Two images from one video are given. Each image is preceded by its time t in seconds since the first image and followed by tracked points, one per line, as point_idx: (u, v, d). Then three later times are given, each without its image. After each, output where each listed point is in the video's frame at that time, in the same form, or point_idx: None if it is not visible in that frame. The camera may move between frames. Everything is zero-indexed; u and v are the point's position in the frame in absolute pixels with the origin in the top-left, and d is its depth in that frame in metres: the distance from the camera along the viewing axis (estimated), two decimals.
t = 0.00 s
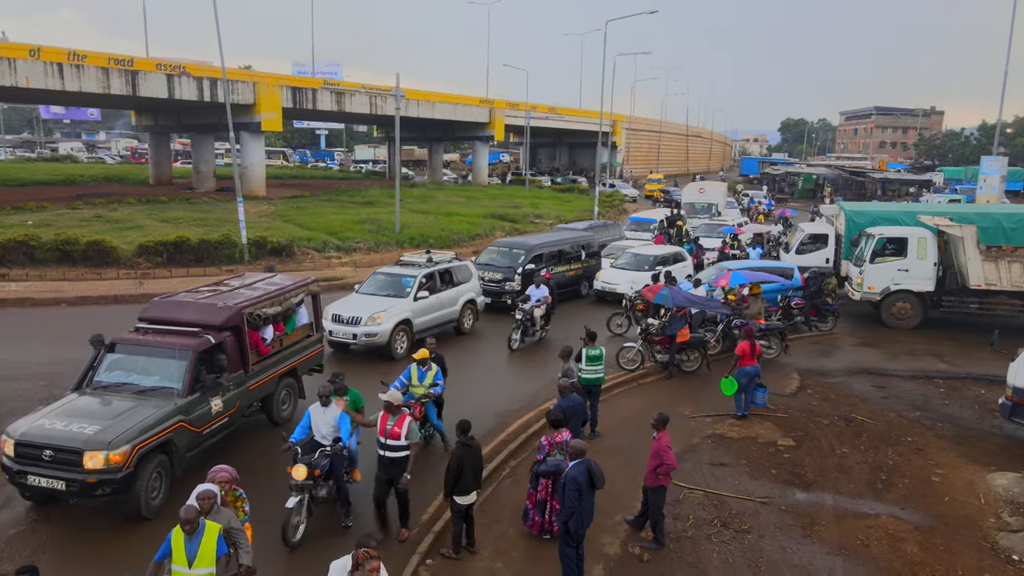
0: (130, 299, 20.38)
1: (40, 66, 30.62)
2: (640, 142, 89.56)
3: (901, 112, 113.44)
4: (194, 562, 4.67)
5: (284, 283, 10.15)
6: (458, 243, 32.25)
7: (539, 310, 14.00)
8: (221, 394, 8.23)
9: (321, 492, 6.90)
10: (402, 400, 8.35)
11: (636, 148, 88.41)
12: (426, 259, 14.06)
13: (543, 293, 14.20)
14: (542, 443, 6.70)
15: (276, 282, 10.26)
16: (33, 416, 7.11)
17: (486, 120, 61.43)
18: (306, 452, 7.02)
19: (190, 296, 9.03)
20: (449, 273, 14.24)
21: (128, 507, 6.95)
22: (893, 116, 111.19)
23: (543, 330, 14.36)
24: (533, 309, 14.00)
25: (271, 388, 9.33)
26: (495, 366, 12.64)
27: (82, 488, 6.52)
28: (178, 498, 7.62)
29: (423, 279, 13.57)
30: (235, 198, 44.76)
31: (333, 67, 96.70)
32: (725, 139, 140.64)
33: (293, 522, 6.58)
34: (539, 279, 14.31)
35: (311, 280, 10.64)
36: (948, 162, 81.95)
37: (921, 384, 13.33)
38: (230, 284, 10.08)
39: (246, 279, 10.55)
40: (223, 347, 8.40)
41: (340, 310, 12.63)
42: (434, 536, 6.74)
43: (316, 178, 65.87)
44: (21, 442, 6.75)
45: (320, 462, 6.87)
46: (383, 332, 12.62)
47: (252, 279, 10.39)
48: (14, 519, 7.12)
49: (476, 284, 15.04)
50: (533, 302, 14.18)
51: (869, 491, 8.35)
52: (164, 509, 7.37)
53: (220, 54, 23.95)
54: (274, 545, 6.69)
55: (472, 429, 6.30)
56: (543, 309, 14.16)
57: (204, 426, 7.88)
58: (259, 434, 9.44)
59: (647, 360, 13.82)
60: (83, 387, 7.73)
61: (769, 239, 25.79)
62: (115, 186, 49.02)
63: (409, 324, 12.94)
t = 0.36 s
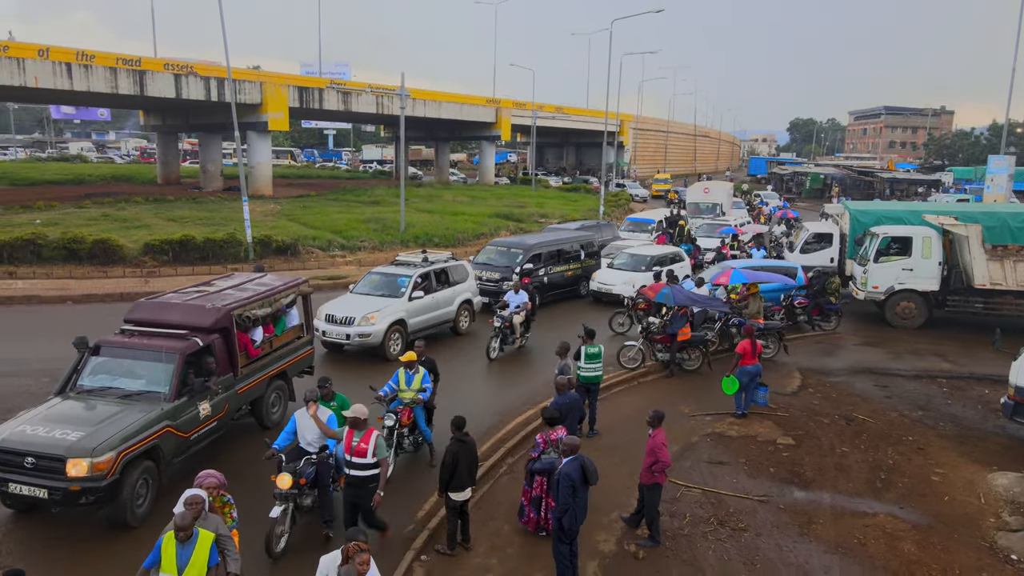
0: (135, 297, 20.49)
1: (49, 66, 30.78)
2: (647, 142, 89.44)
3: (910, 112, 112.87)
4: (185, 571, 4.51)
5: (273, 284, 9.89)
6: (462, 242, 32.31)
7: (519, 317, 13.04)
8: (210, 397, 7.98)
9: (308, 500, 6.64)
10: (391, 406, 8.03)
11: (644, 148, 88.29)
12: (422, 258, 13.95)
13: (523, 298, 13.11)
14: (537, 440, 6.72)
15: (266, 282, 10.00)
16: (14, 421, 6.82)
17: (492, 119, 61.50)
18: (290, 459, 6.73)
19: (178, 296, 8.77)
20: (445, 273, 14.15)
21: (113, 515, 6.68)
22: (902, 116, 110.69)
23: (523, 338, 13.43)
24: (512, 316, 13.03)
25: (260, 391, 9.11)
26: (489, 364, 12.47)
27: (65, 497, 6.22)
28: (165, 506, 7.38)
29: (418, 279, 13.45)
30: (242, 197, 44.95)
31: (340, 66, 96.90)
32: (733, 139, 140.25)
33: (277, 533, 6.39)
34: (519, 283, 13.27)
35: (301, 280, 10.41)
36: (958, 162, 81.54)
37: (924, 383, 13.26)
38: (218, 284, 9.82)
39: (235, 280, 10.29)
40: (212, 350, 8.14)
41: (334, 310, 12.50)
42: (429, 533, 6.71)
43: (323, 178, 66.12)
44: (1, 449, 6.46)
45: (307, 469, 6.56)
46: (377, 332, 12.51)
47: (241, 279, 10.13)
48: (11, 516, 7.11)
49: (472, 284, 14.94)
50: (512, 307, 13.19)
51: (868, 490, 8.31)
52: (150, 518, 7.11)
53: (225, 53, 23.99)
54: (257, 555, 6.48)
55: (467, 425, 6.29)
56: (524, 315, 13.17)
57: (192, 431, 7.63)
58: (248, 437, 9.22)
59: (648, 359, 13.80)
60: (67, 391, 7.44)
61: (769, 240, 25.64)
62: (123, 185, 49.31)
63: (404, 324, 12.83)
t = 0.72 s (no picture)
0: (140, 295, 20.58)
1: (57, 66, 30.95)
2: (654, 142, 89.23)
3: (920, 111, 112.14)
4: None
5: (264, 284, 9.75)
6: (466, 241, 32.32)
7: (501, 323, 12.37)
8: (199, 401, 7.86)
9: (295, 506, 6.48)
10: (378, 413, 7.62)
11: (651, 148, 88.06)
12: (417, 258, 13.85)
13: (505, 303, 12.56)
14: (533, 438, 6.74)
15: (257, 282, 9.86)
16: None
17: (499, 119, 61.50)
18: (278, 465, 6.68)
19: (167, 297, 8.61)
20: (441, 273, 14.08)
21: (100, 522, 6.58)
22: (911, 116, 109.93)
23: (507, 345, 12.73)
24: (495, 322, 12.34)
25: (251, 394, 8.99)
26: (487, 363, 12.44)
27: (51, 504, 6.13)
28: (152, 513, 7.27)
29: (414, 279, 13.38)
30: (248, 197, 45.04)
31: (347, 66, 97.08)
32: (740, 139, 139.70)
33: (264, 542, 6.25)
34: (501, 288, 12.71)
35: (293, 281, 10.25)
36: (967, 161, 81.04)
37: (927, 383, 13.17)
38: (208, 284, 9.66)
39: (225, 280, 10.14)
40: (201, 352, 7.99)
41: (327, 310, 12.44)
42: (425, 530, 6.73)
43: (330, 178, 66.23)
44: None
45: (295, 475, 6.52)
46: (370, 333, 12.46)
47: (232, 279, 9.98)
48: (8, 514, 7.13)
49: (469, 284, 14.89)
50: (494, 313, 12.54)
51: (868, 489, 8.27)
52: (139, 523, 7.01)
53: (230, 52, 24.05)
54: (244, 563, 6.38)
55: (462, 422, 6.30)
56: (506, 321, 12.53)
57: (181, 436, 7.51)
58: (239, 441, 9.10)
59: (649, 359, 13.77)
60: (53, 395, 7.28)
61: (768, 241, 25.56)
62: (131, 184, 49.51)
63: (398, 325, 12.77)
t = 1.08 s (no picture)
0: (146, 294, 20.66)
1: (67, 67, 31.17)
2: (663, 142, 89.02)
3: (931, 111, 111.41)
4: None
5: (254, 285, 9.54)
6: (472, 241, 32.34)
7: (480, 330, 11.70)
8: (188, 404, 7.65)
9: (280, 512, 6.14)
10: (366, 421, 7.40)
11: (659, 148, 87.84)
12: (412, 258, 13.67)
13: (484, 309, 11.91)
14: (529, 436, 6.77)
15: (247, 283, 9.65)
16: None
17: (506, 119, 61.52)
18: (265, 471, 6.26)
19: (154, 299, 8.41)
20: (436, 274, 13.86)
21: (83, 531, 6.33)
22: (922, 116, 109.13)
23: (486, 354, 12.08)
24: (473, 329, 11.66)
25: (242, 396, 8.79)
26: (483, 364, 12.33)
27: (33, 513, 5.89)
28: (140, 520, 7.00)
29: (408, 280, 13.17)
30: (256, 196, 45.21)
31: (356, 66, 97.33)
32: (749, 139, 139.06)
33: (250, 547, 6.06)
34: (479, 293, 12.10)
35: (284, 281, 10.06)
36: (979, 161, 80.48)
37: (931, 383, 13.08)
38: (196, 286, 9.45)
39: (214, 281, 9.93)
40: (190, 356, 7.79)
41: (319, 312, 12.24)
42: (420, 529, 6.72)
43: (338, 177, 66.39)
44: None
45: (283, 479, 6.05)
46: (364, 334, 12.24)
47: (221, 279, 9.75)
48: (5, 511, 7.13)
49: (465, 285, 14.61)
50: (472, 320, 11.87)
51: (867, 489, 8.23)
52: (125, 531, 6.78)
53: (237, 52, 24.14)
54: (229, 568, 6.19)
55: (457, 419, 6.31)
56: (486, 329, 11.86)
57: (169, 441, 7.29)
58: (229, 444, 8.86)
59: (651, 358, 13.69)
60: (36, 399, 7.06)
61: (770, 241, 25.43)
62: (141, 184, 49.79)
63: (392, 326, 12.56)
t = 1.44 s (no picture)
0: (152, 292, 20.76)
1: (76, 67, 31.36)
2: (671, 142, 88.79)
3: (942, 111, 110.62)
4: None
5: (246, 287, 9.37)
6: (477, 240, 32.36)
7: (461, 337, 11.17)
8: (177, 408, 7.49)
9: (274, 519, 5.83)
10: (357, 426, 7.15)
11: (667, 148, 87.62)
12: (407, 259, 13.47)
13: (466, 316, 11.39)
14: (525, 434, 6.78)
15: (238, 284, 9.47)
16: None
17: (514, 119, 61.53)
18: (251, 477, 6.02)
19: (144, 301, 8.24)
20: (431, 275, 13.65)
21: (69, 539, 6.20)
22: (933, 116, 108.36)
23: (469, 361, 11.57)
24: (453, 336, 11.16)
25: (233, 400, 8.61)
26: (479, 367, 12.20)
27: (18, 521, 5.74)
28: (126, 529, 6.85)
29: (401, 281, 12.97)
30: (263, 196, 45.38)
31: (364, 66, 97.50)
32: (758, 139, 138.51)
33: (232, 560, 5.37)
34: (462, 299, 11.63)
35: (276, 282, 9.89)
36: (991, 162, 79.88)
37: (934, 384, 13.02)
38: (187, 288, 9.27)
39: (206, 282, 9.75)
40: (180, 359, 7.61)
41: (310, 313, 11.96)
42: (416, 525, 6.75)
43: (345, 177, 66.57)
44: None
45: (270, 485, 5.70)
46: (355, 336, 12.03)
47: (212, 281, 9.57)
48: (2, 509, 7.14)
49: (460, 287, 14.38)
50: (453, 327, 11.37)
51: (867, 490, 8.19)
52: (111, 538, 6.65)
53: (242, 52, 24.22)
54: None
55: (452, 418, 6.33)
56: (467, 335, 11.35)
57: (157, 446, 7.13)
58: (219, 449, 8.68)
59: (652, 358, 13.68)
60: (22, 404, 6.89)
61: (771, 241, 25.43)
62: (150, 183, 50.09)
63: (384, 328, 12.36)
